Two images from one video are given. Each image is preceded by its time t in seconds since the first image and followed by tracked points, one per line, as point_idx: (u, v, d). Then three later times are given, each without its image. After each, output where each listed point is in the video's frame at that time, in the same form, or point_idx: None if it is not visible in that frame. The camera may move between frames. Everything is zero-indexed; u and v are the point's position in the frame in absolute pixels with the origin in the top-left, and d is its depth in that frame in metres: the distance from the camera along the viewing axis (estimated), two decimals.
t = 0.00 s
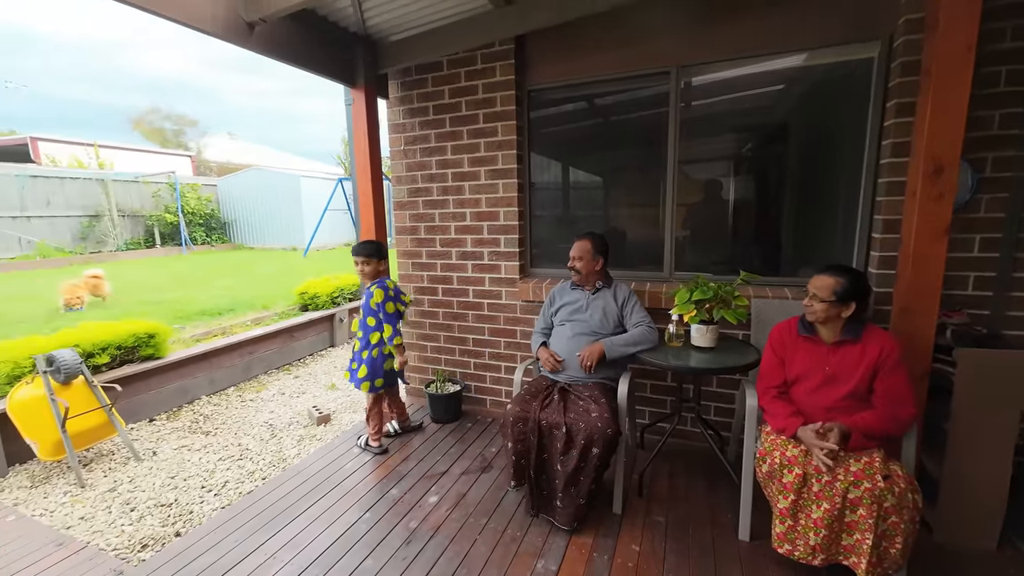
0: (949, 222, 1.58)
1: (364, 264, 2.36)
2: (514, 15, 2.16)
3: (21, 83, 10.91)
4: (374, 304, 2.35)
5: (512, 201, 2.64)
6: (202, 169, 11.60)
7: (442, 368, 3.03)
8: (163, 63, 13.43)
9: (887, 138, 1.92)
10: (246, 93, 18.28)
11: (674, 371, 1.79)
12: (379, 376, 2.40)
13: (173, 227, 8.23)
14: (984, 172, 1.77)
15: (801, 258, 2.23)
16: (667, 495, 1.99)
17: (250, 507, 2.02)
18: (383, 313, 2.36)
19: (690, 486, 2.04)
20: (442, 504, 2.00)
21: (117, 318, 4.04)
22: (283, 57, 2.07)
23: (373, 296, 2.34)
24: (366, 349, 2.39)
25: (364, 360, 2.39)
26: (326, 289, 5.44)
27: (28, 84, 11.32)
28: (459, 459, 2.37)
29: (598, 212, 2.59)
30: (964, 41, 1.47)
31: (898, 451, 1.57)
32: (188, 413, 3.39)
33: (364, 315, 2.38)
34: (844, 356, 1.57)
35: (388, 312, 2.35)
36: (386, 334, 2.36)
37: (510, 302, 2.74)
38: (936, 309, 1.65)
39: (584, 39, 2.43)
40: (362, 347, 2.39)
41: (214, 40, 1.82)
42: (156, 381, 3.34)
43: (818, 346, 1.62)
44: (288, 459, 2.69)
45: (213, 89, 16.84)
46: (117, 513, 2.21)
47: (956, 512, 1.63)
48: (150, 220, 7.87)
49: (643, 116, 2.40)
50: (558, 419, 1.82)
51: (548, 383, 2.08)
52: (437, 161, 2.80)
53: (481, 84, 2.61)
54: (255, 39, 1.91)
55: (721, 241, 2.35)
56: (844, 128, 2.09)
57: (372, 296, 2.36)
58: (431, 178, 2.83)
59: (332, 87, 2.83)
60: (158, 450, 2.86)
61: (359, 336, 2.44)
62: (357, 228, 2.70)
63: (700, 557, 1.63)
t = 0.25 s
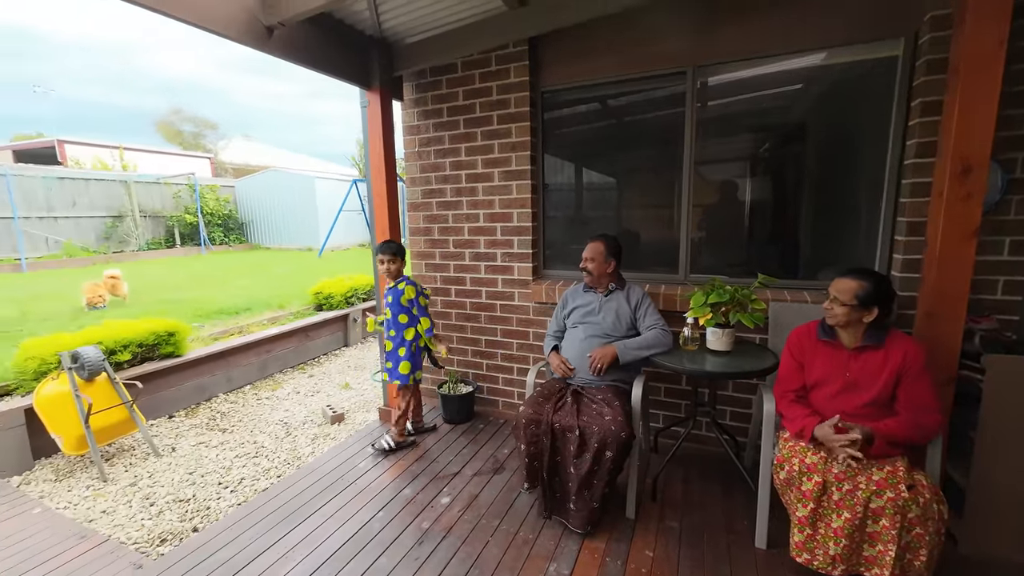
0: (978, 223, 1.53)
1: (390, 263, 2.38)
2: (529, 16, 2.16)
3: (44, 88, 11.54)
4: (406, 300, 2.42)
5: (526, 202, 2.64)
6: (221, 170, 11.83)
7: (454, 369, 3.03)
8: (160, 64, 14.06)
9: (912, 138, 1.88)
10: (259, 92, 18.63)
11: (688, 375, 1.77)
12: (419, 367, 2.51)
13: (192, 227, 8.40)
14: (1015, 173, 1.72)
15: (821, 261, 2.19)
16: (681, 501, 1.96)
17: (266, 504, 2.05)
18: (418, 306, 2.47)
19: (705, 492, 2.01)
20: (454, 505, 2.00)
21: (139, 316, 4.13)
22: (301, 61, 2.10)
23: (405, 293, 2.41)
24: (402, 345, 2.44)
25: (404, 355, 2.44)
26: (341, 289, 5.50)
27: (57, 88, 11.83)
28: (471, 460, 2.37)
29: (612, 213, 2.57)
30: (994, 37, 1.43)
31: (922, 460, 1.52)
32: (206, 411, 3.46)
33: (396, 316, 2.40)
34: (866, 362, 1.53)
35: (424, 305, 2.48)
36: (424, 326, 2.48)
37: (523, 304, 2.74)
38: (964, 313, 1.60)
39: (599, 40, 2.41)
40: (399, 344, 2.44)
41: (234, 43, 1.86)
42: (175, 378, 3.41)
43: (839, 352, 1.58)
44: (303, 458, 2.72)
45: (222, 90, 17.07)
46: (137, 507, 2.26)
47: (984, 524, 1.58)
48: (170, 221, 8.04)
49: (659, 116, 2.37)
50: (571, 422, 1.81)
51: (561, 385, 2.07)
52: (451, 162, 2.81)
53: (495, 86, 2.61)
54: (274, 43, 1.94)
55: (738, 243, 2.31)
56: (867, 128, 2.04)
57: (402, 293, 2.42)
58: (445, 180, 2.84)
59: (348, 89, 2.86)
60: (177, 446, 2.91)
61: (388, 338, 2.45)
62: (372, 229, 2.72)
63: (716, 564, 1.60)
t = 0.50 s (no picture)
0: (999, 226, 1.50)
1: (412, 264, 2.41)
2: (541, 18, 2.16)
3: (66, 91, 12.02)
4: (431, 300, 2.44)
5: (536, 204, 2.64)
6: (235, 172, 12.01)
7: (464, 370, 3.04)
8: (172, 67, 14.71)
9: (931, 139, 1.84)
10: (270, 94, 18.97)
11: (699, 378, 1.75)
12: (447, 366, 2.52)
13: (208, 228, 8.55)
14: None
15: (835, 264, 2.16)
16: (692, 505, 1.94)
17: (278, 502, 2.08)
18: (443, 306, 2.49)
19: (716, 497, 1.99)
20: (463, 506, 2.01)
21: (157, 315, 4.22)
22: (315, 65, 2.13)
23: (428, 293, 2.44)
24: (429, 346, 2.46)
25: (432, 355, 2.46)
26: (353, 290, 5.55)
27: (77, 92, 12.22)
28: (480, 462, 2.38)
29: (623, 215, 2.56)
30: (1016, 36, 1.40)
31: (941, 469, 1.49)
32: (220, 409, 3.51)
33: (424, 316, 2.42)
34: (882, 368, 1.50)
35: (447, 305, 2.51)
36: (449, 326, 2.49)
37: (533, 306, 2.74)
38: (985, 318, 1.57)
39: (611, 42, 2.41)
40: (426, 345, 2.45)
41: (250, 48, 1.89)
42: (191, 376, 3.47)
43: (854, 357, 1.56)
44: (315, 457, 2.75)
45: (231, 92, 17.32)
46: (153, 503, 2.30)
47: (1006, 535, 1.54)
48: (186, 221, 8.19)
49: (671, 118, 2.36)
50: (580, 424, 1.80)
51: (571, 387, 2.07)
52: (462, 165, 2.82)
53: (506, 88, 2.62)
54: (289, 48, 1.97)
55: (751, 245, 2.29)
56: (884, 129, 2.01)
57: (426, 293, 2.44)
58: (456, 182, 2.86)
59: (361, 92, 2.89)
60: (192, 444, 2.96)
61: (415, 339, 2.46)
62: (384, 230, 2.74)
63: (727, 570, 1.58)
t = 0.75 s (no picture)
0: (1010, 227, 1.48)
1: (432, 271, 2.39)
2: (547, 19, 2.17)
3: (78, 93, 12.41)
4: (456, 302, 2.48)
5: (542, 204, 2.65)
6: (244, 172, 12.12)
7: (470, 369, 3.05)
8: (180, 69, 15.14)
9: (940, 139, 1.82)
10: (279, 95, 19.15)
11: (705, 378, 1.75)
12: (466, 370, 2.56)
13: (217, 228, 8.64)
14: None
15: (842, 265, 2.14)
16: (697, 506, 1.94)
17: (285, 499, 2.10)
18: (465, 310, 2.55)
19: (721, 498, 1.99)
20: (467, 505, 2.02)
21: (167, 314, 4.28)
22: (324, 67, 2.15)
23: (452, 296, 2.47)
24: (452, 349, 2.47)
25: (454, 359, 2.48)
26: (359, 289, 5.59)
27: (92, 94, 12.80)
28: (485, 461, 2.39)
29: (629, 216, 2.56)
30: None
31: (950, 472, 1.48)
32: (228, 406, 3.55)
33: (450, 319, 2.46)
34: (891, 370, 1.49)
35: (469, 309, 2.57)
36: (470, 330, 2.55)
37: (538, 306, 2.75)
38: (995, 320, 1.55)
39: (618, 42, 2.41)
40: (450, 349, 2.47)
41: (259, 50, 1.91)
42: (200, 374, 3.51)
43: (862, 358, 1.55)
44: (321, 454, 2.78)
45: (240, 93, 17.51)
46: (163, 498, 2.33)
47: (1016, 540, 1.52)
48: (196, 221, 8.29)
49: (677, 118, 2.36)
50: (585, 425, 1.80)
51: (575, 387, 2.07)
52: (468, 165, 2.83)
53: (512, 89, 2.63)
54: (297, 49, 2.00)
55: (757, 246, 2.28)
56: (892, 129, 1.99)
57: (451, 296, 2.47)
58: (462, 182, 2.87)
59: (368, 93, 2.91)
60: (201, 440, 3.00)
61: (439, 343, 2.46)
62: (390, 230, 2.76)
63: (731, 572, 1.58)
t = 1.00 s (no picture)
0: (1005, 227, 1.49)
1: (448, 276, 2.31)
2: (546, 19, 2.18)
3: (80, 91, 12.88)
4: (471, 303, 2.44)
5: (541, 204, 2.66)
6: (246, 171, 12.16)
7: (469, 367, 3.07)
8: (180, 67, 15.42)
9: (937, 139, 1.83)
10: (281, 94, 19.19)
11: (702, 377, 1.76)
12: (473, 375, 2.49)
13: (219, 226, 8.67)
14: None
15: (839, 265, 2.15)
16: (693, 504, 1.95)
17: (284, 495, 2.12)
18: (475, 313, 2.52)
19: (717, 496, 1.99)
20: (464, 502, 2.03)
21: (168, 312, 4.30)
22: (323, 66, 2.16)
23: (467, 297, 2.42)
24: (465, 353, 2.40)
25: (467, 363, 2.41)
26: (360, 288, 5.61)
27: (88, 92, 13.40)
28: (482, 459, 2.40)
29: (627, 215, 2.57)
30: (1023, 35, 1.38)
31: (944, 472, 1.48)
32: (229, 404, 3.57)
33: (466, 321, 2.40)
34: (886, 369, 1.49)
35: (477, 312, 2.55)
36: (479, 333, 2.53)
37: (537, 305, 2.76)
38: (990, 320, 1.56)
39: (616, 42, 2.42)
40: (464, 352, 2.39)
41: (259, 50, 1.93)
42: (202, 372, 3.54)
43: (857, 357, 1.55)
44: (320, 452, 2.80)
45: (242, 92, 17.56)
46: (164, 495, 2.36)
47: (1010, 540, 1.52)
48: (198, 220, 8.33)
49: (675, 118, 2.36)
50: (581, 423, 1.81)
51: (572, 386, 2.08)
52: (467, 164, 2.84)
53: (511, 89, 2.64)
54: (297, 49, 2.01)
55: (755, 246, 2.29)
56: (890, 129, 2.00)
57: (465, 297, 2.41)
58: (461, 181, 2.89)
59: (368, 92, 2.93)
60: (201, 437, 3.02)
61: (456, 346, 2.37)
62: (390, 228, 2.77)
63: (725, 570, 1.59)
